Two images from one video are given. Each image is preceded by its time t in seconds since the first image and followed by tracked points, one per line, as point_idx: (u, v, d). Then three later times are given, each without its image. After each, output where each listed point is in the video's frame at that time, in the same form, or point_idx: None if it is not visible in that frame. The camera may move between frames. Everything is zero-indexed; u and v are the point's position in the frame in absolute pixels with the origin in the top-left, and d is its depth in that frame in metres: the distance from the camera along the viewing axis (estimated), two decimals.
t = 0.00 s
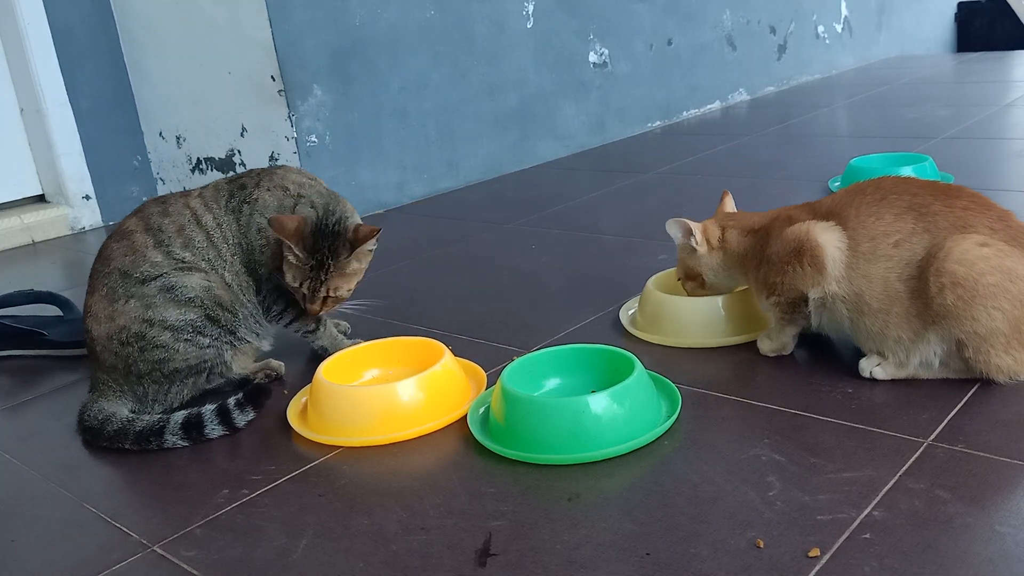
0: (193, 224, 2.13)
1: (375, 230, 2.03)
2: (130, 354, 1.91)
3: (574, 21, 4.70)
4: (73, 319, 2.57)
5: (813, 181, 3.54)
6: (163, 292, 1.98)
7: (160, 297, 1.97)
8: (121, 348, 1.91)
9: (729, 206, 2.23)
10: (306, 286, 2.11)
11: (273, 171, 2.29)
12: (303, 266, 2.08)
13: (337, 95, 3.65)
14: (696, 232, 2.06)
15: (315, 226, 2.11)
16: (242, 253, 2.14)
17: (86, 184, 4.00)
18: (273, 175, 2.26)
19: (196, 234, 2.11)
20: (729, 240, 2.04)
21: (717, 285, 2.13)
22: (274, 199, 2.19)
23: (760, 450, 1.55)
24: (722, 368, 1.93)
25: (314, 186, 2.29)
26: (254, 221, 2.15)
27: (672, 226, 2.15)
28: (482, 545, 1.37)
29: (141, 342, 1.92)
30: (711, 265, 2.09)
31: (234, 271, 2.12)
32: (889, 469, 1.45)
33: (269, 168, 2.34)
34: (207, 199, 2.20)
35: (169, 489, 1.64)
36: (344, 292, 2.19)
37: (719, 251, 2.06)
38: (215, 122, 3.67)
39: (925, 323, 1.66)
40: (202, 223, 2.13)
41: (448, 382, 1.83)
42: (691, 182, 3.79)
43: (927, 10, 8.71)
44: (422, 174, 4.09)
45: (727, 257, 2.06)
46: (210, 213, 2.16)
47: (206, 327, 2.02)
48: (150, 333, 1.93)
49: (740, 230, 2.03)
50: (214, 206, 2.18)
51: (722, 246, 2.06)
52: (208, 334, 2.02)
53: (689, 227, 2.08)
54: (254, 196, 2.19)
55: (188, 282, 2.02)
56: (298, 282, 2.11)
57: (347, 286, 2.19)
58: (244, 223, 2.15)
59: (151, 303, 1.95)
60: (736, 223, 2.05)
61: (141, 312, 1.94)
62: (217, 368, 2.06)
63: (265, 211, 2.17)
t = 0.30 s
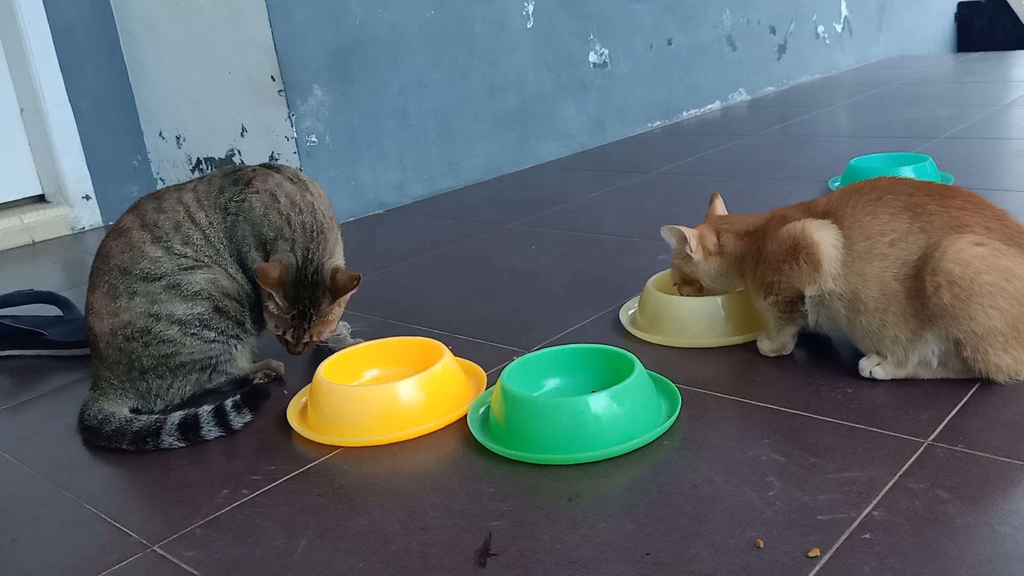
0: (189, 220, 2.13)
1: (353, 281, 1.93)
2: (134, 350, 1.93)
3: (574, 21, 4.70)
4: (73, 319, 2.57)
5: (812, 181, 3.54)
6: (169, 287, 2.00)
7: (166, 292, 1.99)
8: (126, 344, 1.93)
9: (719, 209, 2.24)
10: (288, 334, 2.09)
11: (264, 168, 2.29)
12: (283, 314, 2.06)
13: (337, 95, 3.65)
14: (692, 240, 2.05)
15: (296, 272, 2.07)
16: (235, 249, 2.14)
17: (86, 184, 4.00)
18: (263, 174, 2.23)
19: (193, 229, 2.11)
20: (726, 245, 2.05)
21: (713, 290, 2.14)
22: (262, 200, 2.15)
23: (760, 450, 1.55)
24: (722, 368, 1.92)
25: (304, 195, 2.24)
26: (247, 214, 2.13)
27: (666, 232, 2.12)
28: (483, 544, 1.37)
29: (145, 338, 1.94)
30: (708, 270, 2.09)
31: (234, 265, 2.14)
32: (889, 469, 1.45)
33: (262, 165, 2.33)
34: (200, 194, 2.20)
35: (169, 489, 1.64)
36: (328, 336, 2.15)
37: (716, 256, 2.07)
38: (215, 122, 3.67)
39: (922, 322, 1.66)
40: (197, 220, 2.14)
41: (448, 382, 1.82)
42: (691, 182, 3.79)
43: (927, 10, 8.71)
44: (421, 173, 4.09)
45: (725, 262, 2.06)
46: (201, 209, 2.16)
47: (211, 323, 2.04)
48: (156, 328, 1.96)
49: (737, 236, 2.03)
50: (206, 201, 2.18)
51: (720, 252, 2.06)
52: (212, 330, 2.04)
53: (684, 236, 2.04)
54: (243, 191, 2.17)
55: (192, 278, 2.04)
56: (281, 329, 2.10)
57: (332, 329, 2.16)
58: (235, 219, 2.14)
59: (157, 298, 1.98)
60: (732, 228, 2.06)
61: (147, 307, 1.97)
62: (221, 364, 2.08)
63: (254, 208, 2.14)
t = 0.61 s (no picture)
0: (183, 221, 2.12)
1: (361, 274, 2.00)
2: (136, 350, 1.94)
3: (574, 21, 4.70)
4: (73, 319, 2.57)
5: (812, 181, 3.54)
6: (169, 287, 2.01)
7: (167, 292, 2.00)
8: (127, 344, 1.94)
9: (721, 215, 2.24)
10: (292, 330, 2.06)
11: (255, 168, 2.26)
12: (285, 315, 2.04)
13: (338, 95, 3.65)
14: (695, 245, 2.04)
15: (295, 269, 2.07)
16: (230, 249, 2.13)
17: (86, 184, 4.00)
18: (253, 176, 2.21)
19: (187, 230, 2.10)
20: (727, 250, 2.05)
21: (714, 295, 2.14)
22: (252, 201, 2.13)
23: (760, 450, 1.55)
24: (722, 368, 1.92)
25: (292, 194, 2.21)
26: (238, 215, 2.11)
27: (671, 235, 2.12)
28: (483, 545, 1.37)
29: (147, 338, 1.95)
30: (708, 277, 2.10)
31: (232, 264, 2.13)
32: (889, 469, 1.45)
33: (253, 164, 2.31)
34: (192, 194, 2.19)
35: (169, 489, 1.64)
36: (328, 331, 2.15)
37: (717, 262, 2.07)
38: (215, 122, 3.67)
39: (922, 323, 1.66)
40: (192, 221, 2.12)
41: (448, 382, 1.82)
42: (691, 182, 3.79)
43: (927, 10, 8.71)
44: (421, 173, 4.09)
45: (727, 266, 2.06)
46: (195, 207, 2.14)
47: (213, 322, 2.05)
48: (158, 328, 1.97)
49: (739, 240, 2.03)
50: (198, 201, 2.16)
51: (722, 258, 2.07)
52: (214, 328, 2.05)
53: (687, 239, 2.04)
54: (233, 192, 2.15)
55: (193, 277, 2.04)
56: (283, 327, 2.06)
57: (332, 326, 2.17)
58: (228, 220, 2.12)
59: (157, 297, 1.99)
60: (732, 232, 2.07)
61: (148, 307, 1.97)
62: (224, 363, 2.08)
63: (245, 209, 2.12)
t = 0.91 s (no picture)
0: (182, 229, 2.10)
1: (336, 300, 1.92)
2: (137, 349, 1.94)
3: (574, 21, 4.70)
4: (73, 318, 2.57)
5: (812, 181, 3.54)
6: (171, 286, 2.00)
7: (168, 291, 2.00)
8: (128, 343, 1.94)
9: (714, 214, 2.24)
10: (270, 368, 1.98)
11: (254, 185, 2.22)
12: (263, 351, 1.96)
13: (338, 95, 3.65)
14: (696, 241, 2.04)
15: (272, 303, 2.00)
16: (225, 260, 2.11)
17: (86, 184, 4.00)
18: (248, 196, 2.15)
19: (186, 238, 2.09)
20: (729, 246, 2.05)
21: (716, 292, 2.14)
22: (242, 224, 2.09)
23: (760, 450, 1.55)
24: (723, 368, 1.92)
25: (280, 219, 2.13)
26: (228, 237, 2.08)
27: (670, 234, 2.12)
28: (483, 545, 1.37)
29: (148, 338, 1.95)
30: (713, 273, 2.09)
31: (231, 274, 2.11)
32: (889, 469, 1.45)
33: (253, 178, 2.27)
34: (192, 202, 2.16)
35: (169, 489, 1.64)
36: (309, 367, 2.08)
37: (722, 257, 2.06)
38: (215, 122, 3.67)
39: (922, 323, 1.66)
40: (190, 230, 2.10)
41: (448, 382, 1.82)
42: (691, 182, 3.79)
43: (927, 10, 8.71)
44: (421, 173, 4.09)
45: (730, 263, 2.06)
46: (193, 219, 2.12)
47: (214, 322, 2.04)
48: (159, 326, 1.97)
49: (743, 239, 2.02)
50: (195, 213, 2.13)
51: (724, 253, 2.06)
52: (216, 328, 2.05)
53: (688, 237, 2.05)
54: (227, 211, 2.11)
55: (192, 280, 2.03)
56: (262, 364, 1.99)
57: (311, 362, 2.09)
58: (220, 239, 2.09)
59: (159, 297, 1.99)
60: (734, 229, 2.06)
61: (149, 305, 1.98)
62: (223, 364, 2.09)
63: (234, 233, 2.08)
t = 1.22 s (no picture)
0: (178, 225, 2.09)
1: (354, 263, 2.00)
2: (136, 349, 1.94)
3: (574, 21, 4.70)
4: (73, 319, 2.57)
5: (812, 181, 3.54)
6: (167, 285, 2.00)
7: (165, 292, 1.99)
8: (126, 344, 1.94)
9: (715, 220, 2.24)
10: (301, 330, 2.05)
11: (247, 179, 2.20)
12: (290, 316, 2.03)
13: (338, 95, 3.65)
14: (690, 260, 2.03)
15: (283, 268, 2.04)
16: (221, 256, 2.09)
17: (86, 184, 4.01)
18: (242, 189, 2.14)
19: (182, 235, 2.08)
20: (722, 258, 2.05)
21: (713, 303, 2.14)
22: (237, 214, 2.08)
23: (759, 450, 1.55)
24: (723, 368, 1.92)
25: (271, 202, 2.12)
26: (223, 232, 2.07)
27: (665, 248, 2.11)
28: (483, 545, 1.37)
29: (146, 338, 1.95)
30: (704, 287, 2.09)
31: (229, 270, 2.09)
32: (889, 469, 1.45)
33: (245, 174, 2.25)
34: (188, 199, 2.15)
35: (169, 489, 1.64)
36: (331, 326, 2.16)
37: (714, 271, 2.06)
38: (215, 122, 3.67)
39: (923, 324, 1.66)
40: (185, 226, 2.10)
41: (448, 382, 1.82)
42: (691, 182, 3.79)
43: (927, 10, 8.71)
44: (421, 173, 4.09)
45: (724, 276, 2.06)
46: (190, 215, 2.11)
47: (212, 320, 2.03)
48: (156, 326, 1.96)
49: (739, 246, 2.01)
50: (192, 211, 2.12)
51: (718, 267, 2.06)
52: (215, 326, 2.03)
53: (680, 253, 2.04)
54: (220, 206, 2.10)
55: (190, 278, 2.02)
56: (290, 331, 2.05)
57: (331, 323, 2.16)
58: (216, 234, 2.08)
59: (156, 297, 1.98)
60: (726, 241, 2.06)
61: (146, 306, 1.97)
62: (224, 362, 2.08)
63: (231, 225, 2.07)
